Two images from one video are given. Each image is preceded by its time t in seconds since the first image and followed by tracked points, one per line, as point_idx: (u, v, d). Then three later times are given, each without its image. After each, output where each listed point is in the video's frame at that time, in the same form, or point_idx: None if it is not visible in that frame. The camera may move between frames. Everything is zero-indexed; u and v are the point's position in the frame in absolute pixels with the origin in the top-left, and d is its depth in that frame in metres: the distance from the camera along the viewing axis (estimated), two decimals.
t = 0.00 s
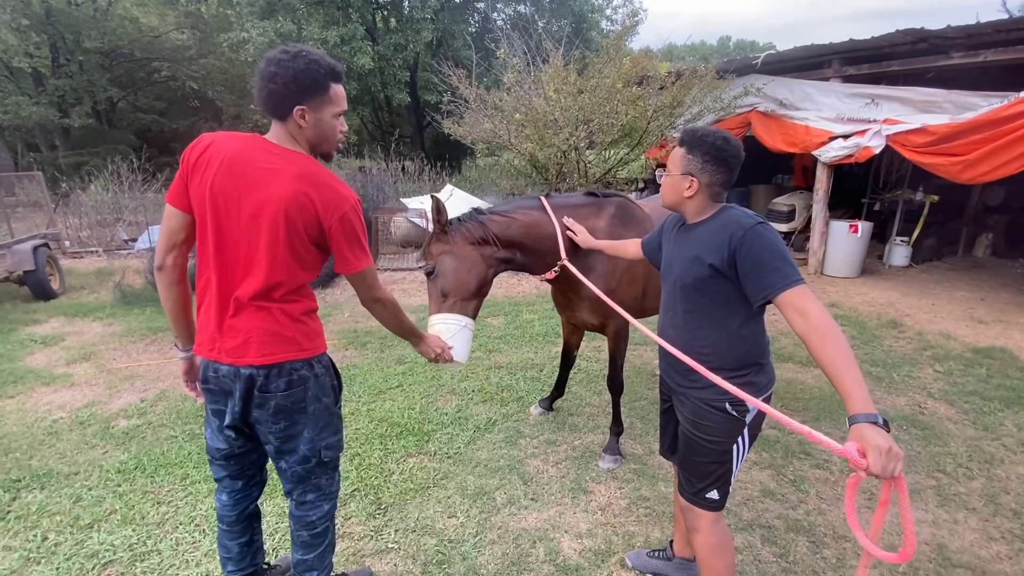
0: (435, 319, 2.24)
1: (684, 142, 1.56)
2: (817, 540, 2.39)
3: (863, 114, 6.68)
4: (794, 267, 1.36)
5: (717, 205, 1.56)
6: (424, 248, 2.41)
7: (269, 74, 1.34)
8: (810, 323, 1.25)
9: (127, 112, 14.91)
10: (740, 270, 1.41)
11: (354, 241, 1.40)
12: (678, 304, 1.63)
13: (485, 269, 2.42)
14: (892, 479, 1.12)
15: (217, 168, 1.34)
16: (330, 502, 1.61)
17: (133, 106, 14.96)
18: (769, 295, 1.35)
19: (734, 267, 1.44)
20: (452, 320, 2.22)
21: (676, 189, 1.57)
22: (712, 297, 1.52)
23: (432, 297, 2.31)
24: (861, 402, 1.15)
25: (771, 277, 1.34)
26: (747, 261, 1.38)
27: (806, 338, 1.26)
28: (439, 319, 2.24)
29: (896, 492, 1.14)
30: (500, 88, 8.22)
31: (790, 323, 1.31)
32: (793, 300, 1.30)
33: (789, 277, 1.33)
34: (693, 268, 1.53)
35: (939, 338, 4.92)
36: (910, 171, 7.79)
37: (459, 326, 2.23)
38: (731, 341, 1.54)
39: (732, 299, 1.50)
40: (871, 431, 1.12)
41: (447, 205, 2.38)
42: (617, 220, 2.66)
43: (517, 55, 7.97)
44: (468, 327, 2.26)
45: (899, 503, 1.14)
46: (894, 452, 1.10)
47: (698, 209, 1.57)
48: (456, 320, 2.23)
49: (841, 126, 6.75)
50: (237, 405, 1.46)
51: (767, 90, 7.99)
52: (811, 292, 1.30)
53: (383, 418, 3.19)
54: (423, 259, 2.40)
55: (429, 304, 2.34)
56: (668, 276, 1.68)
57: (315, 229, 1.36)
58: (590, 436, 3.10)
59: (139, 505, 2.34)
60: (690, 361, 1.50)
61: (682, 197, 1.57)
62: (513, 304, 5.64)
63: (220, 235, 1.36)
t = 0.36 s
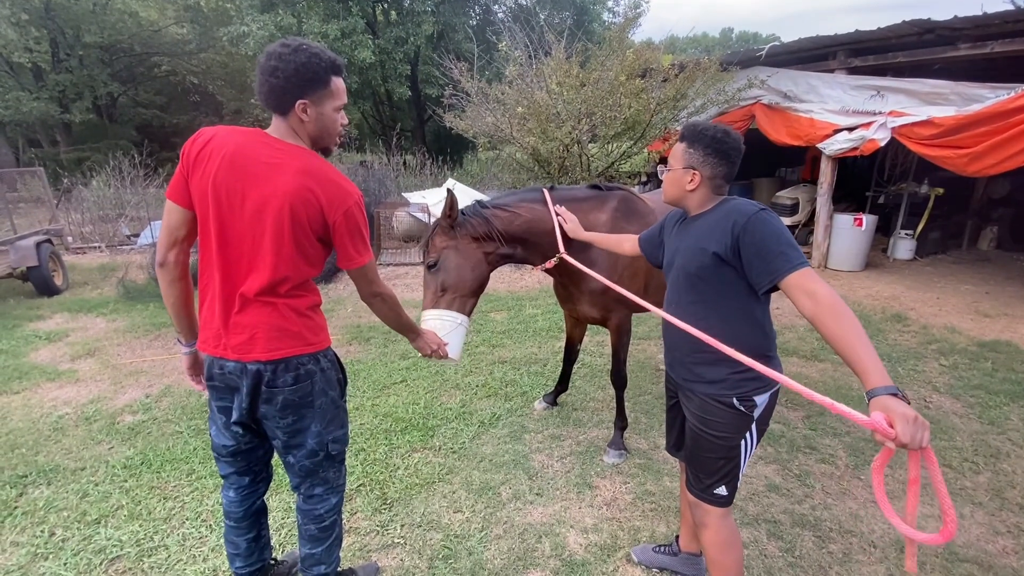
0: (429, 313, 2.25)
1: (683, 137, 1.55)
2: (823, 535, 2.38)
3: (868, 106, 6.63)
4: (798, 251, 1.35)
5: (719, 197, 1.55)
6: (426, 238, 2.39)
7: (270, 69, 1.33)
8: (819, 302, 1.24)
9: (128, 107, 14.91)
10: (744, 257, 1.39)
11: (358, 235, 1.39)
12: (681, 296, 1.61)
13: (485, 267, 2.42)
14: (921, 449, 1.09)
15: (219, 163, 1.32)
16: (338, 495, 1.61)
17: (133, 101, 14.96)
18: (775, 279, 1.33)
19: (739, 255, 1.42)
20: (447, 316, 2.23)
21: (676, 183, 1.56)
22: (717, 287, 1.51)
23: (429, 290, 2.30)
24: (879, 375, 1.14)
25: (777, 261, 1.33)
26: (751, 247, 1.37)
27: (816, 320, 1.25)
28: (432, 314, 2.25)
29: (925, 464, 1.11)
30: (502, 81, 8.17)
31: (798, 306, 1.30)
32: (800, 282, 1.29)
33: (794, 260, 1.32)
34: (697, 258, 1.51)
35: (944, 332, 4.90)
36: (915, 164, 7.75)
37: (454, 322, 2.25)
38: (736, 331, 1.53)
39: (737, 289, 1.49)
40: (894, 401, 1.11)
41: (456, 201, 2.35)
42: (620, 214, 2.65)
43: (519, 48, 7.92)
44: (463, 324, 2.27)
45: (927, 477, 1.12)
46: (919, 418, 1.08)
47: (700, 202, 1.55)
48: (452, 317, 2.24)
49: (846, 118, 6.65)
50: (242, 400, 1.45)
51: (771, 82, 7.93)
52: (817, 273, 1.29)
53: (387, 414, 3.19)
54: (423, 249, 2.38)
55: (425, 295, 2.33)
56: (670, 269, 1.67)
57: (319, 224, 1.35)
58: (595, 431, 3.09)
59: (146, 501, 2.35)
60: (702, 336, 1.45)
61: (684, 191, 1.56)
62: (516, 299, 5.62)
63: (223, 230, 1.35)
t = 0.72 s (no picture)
0: (432, 320, 2.24)
1: (672, 134, 1.55)
2: (820, 528, 2.40)
3: (867, 102, 6.64)
4: (788, 240, 1.35)
5: (710, 191, 1.56)
6: (425, 245, 2.35)
7: (271, 64, 1.32)
8: (808, 289, 1.24)
9: (124, 104, 14.86)
10: (735, 249, 1.40)
11: (356, 232, 1.39)
12: (676, 290, 1.62)
13: (485, 272, 2.48)
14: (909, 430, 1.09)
15: (218, 158, 1.32)
16: (336, 489, 1.62)
17: (130, 97, 14.91)
18: (766, 268, 1.34)
19: (730, 247, 1.43)
20: (451, 322, 2.24)
21: (667, 180, 1.56)
22: (711, 279, 1.51)
23: (434, 297, 2.28)
24: (867, 360, 1.14)
25: (766, 250, 1.33)
26: (741, 239, 1.37)
27: (806, 307, 1.25)
28: (436, 321, 2.24)
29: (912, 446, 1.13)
30: (501, 77, 8.14)
31: (788, 293, 1.30)
32: (790, 270, 1.29)
33: (783, 249, 1.32)
34: (690, 251, 1.51)
35: (941, 326, 4.92)
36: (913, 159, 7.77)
37: (456, 327, 2.25)
38: (730, 323, 1.54)
39: (729, 281, 1.49)
40: (882, 384, 1.11)
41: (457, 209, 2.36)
42: (613, 210, 2.65)
43: (517, 44, 7.89)
44: (466, 329, 2.28)
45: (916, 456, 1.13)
46: (906, 401, 1.08)
47: (692, 197, 1.56)
48: (454, 322, 2.25)
49: (845, 114, 6.69)
50: (238, 395, 1.45)
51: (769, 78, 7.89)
52: (806, 261, 1.29)
53: (387, 410, 3.20)
54: (422, 256, 2.34)
55: (427, 303, 2.30)
56: (663, 263, 1.67)
57: (317, 220, 1.35)
58: (594, 426, 3.10)
59: (146, 497, 2.35)
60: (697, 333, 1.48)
61: (676, 187, 1.56)
62: (514, 295, 5.63)
63: (221, 225, 1.35)
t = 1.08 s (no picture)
0: (433, 297, 2.27)
1: (659, 133, 1.56)
2: (815, 522, 2.42)
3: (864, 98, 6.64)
4: (777, 226, 1.36)
5: (699, 185, 1.57)
6: (431, 211, 2.32)
7: (260, 57, 1.32)
8: (802, 268, 1.25)
9: (118, 101, 14.79)
10: (725, 237, 1.40)
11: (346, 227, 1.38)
12: (667, 282, 1.62)
13: (489, 246, 2.47)
14: (924, 390, 1.10)
15: (205, 155, 1.32)
16: (331, 486, 1.62)
17: (124, 94, 14.84)
18: (758, 254, 1.34)
19: (721, 237, 1.43)
20: (453, 300, 2.27)
21: (657, 177, 1.57)
22: (701, 270, 1.52)
23: (438, 268, 2.29)
24: (872, 327, 1.15)
25: (756, 237, 1.33)
26: (730, 227, 1.38)
27: (801, 287, 1.26)
28: (438, 295, 2.27)
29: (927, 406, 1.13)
30: (497, 73, 8.12)
31: (782, 276, 1.31)
32: (780, 253, 1.30)
33: (772, 234, 1.33)
34: (681, 244, 1.52)
35: (936, 322, 4.94)
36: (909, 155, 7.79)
37: (458, 306, 2.28)
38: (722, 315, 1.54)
39: (719, 273, 1.50)
40: (891, 347, 1.12)
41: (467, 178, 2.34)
42: (611, 206, 2.66)
43: (514, 40, 7.88)
44: (468, 307, 2.32)
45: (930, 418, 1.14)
46: (919, 357, 1.09)
47: (682, 192, 1.56)
48: (456, 300, 2.28)
49: (842, 110, 6.68)
50: (232, 392, 1.46)
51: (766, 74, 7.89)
52: (797, 244, 1.30)
53: (384, 406, 3.20)
54: (428, 224, 2.32)
55: (430, 273, 2.31)
56: (654, 257, 1.68)
57: (304, 216, 1.35)
58: (590, 422, 3.11)
59: (143, 494, 2.35)
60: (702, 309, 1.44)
61: (665, 184, 1.56)
62: (511, 292, 5.64)
63: (209, 222, 1.35)
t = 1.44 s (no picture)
0: (435, 291, 2.30)
1: (665, 123, 1.55)
2: (811, 517, 2.43)
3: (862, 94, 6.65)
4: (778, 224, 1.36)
5: (701, 180, 1.57)
6: (433, 213, 2.35)
7: (256, 52, 1.31)
8: (805, 267, 1.26)
9: (115, 98, 14.76)
10: (726, 234, 1.40)
11: (343, 225, 1.39)
12: (664, 277, 1.63)
13: (493, 244, 2.47)
14: (929, 386, 1.12)
15: (199, 154, 1.32)
16: (329, 485, 1.63)
17: (121, 92, 14.81)
18: (759, 252, 1.34)
19: (721, 234, 1.43)
20: (454, 295, 2.29)
21: (661, 169, 1.57)
22: (699, 267, 1.52)
23: (440, 268, 2.32)
24: (875, 324, 1.17)
25: (758, 234, 1.34)
26: (733, 224, 1.38)
27: (802, 285, 1.27)
28: (440, 294, 2.30)
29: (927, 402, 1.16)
30: (495, 70, 8.11)
31: (782, 274, 1.31)
32: (782, 250, 1.30)
33: (775, 231, 1.33)
34: (681, 239, 1.52)
35: (934, 318, 4.96)
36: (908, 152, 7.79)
37: (460, 300, 2.31)
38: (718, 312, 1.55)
39: (717, 270, 1.51)
40: (895, 344, 1.14)
41: (467, 178, 2.33)
42: (613, 204, 2.64)
43: (512, 36, 7.85)
44: (470, 302, 2.34)
45: (932, 413, 1.16)
46: (924, 352, 1.11)
47: (684, 186, 1.56)
48: (458, 295, 2.30)
49: (840, 106, 6.69)
50: (231, 391, 1.46)
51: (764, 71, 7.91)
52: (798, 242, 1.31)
53: (383, 403, 3.21)
54: (430, 226, 2.34)
55: (433, 273, 2.34)
56: (651, 252, 1.68)
57: (302, 214, 1.35)
58: (588, 418, 3.12)
59: (141, 491, 2.36)
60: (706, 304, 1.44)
61: (669, 176, 1.56)
62: (510, 289, 5.64)
63: (205, 222, 1.35)
